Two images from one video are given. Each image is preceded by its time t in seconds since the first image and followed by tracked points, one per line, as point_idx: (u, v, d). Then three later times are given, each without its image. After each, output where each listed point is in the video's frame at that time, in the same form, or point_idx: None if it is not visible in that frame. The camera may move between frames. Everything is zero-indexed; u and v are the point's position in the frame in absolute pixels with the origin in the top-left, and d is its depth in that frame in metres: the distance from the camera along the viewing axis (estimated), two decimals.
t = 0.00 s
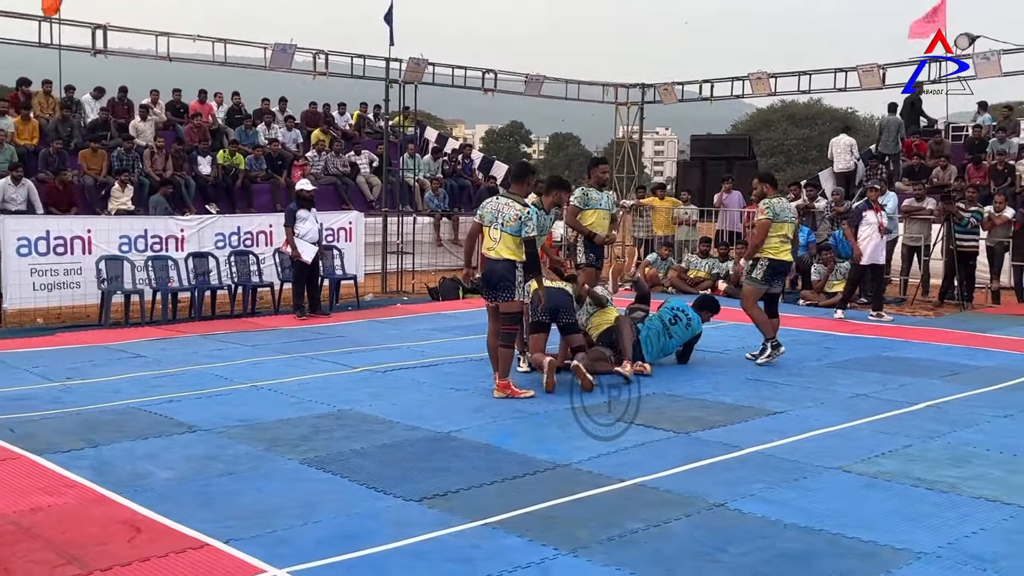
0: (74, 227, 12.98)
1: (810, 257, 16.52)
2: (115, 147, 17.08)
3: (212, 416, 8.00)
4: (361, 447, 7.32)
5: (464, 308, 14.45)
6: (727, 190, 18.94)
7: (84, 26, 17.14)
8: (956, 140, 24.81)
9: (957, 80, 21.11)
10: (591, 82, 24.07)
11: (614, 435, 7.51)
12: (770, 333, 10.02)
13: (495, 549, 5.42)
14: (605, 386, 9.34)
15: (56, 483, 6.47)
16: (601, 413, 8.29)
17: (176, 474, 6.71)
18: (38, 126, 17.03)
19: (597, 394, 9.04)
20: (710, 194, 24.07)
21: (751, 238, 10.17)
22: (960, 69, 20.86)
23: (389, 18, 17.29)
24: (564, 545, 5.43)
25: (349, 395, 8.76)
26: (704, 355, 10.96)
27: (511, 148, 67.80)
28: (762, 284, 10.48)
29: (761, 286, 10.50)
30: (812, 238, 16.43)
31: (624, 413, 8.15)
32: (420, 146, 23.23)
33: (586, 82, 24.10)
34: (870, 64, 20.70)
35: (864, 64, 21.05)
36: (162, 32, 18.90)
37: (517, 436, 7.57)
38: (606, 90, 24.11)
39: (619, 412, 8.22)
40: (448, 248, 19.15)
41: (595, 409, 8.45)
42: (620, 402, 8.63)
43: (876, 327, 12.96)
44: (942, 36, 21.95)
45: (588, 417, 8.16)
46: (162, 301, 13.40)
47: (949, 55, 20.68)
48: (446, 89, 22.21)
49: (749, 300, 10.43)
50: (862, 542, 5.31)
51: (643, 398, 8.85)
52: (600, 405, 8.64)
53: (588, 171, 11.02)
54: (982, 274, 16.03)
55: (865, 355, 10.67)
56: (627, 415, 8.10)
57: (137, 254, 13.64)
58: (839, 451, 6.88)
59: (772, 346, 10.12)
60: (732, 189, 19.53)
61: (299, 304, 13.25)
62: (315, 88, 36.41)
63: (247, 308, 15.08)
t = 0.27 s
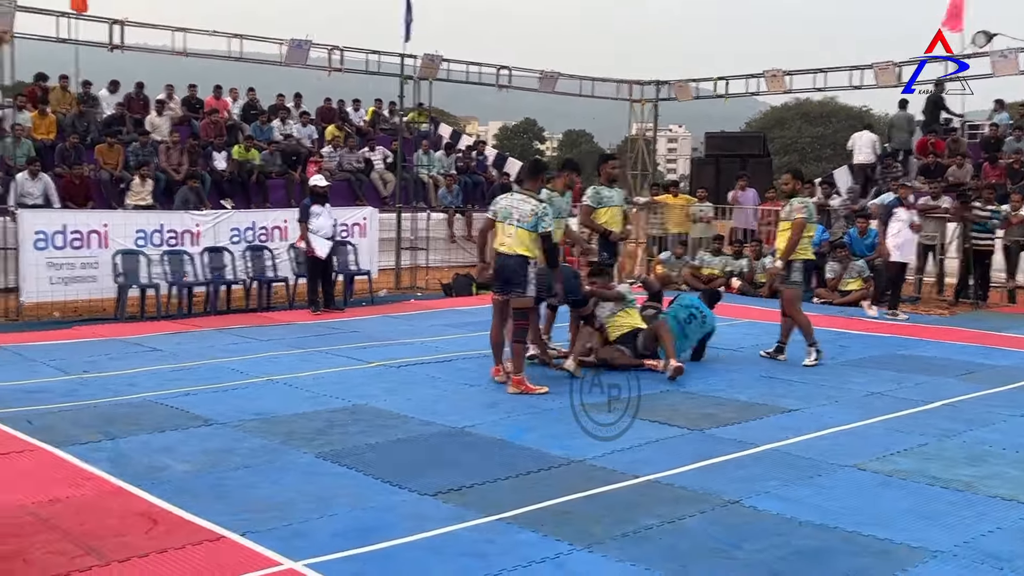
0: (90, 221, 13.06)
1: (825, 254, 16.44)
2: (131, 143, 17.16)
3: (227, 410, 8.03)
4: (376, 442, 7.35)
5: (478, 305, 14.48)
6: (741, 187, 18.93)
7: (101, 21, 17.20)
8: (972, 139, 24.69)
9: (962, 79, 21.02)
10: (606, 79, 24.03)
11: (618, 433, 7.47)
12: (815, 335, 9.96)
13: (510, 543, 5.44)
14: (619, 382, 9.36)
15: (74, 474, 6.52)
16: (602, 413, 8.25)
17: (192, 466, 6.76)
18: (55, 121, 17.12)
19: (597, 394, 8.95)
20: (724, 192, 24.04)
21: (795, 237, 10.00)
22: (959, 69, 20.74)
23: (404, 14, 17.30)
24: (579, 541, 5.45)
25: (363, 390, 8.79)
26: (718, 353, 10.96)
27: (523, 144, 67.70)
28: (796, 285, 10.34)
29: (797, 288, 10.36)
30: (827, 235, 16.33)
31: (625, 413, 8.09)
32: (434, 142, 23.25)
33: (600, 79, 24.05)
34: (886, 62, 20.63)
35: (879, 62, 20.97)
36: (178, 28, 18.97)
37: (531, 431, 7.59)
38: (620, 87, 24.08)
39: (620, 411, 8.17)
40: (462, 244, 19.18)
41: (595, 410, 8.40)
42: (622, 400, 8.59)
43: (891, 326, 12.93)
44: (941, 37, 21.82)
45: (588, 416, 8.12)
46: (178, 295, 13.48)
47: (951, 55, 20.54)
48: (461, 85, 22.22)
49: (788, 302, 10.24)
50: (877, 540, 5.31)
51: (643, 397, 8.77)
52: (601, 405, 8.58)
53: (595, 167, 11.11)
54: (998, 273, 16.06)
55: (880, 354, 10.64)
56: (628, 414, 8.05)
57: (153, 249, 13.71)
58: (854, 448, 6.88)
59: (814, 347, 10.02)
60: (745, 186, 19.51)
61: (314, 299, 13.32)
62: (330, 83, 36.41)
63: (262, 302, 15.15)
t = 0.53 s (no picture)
0: (108, 216, 13.12)
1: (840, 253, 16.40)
2: (148, 137, 17.20)
3: (243, 404, 8.05)
4: (392, 437, 7.35)
5: (493, 301, 14.46)
6: (758, 185, 18.84)
7: (119, 16, 17.24)
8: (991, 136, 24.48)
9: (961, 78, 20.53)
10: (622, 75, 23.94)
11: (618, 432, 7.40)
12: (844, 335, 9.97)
13: (526, 539, 5.44)
14: (635, 379, 9.34)
15: (92, 467, 6.55)
16: (601, 412, 8.14)
17: (209, 460, 6.78)
18: (73, 116, 17.18)
19: (596, 392, 8.78)
20: (741, 189, 23.94)
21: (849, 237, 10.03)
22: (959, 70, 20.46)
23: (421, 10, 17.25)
24: (595, 537, 5.44)
25: (379, 385, 8.80)
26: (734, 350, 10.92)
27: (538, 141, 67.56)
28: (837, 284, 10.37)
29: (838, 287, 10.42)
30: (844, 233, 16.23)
31: (624, 413, 7.98)
32: (450, 138, 23.23)
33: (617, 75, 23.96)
34: (905, 59, 20.49)
35: (898, 59, 20.83)
36: (196, 23, 18.99)
37: (547, 427, 7.58)
38: (636, 84, 23.98)
39: (620, 411, 8.06)
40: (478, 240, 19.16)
41: (593, 408, 8.28)
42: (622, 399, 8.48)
43: (910, 324, 12.85)
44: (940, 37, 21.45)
45: (585, 415, 8.00)
46: (194, 290, 13.55)
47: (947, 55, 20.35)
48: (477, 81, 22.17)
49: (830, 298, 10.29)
50: (895, 539, 5.28)
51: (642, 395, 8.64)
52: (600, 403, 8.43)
53: (603, 166, 10.88)
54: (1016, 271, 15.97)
55: (898, 353, 10.58)
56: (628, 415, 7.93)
57: (170, 243, 13.75)
58: (871, 448, 6.85)
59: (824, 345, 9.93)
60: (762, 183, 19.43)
61: (330, 295, 13.37)
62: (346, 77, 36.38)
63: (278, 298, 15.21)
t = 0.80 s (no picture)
0: (124, 211, 13.17)
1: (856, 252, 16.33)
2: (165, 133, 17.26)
3: (258, 400, 8.08)
4: (406, 433, 7.36)
5: (508, 298, 14.46)
6: (774, 183, 18.76)
7: (136, 12, 17.29)
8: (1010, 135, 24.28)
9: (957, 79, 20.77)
10: (638, 72, 23.86)
11: (620, 432, 7.34)
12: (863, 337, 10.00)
13: (541, 537, 5.44)
14: (649, 377, 9.33)
15: (108, 462, 6.59)
16: (602, 412, 8.06)
17: (224, 455, 6.80)
18: (90, 111, 17.26)
19: (596, 393, 8.65)
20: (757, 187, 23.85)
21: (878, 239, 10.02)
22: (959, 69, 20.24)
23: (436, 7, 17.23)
24: (609, 536, 5.44)
25: (393, 381, 8.81)
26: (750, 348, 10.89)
27: (552, 138, 67.48)
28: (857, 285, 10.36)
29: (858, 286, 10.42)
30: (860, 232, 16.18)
31: (625, 413, 7.91)
32: (465, 134, 23.21)
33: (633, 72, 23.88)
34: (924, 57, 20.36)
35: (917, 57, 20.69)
36: (213, 19, 19.04)
37: (561, 425, 7.57)
38: (653, 81, 23.89)
39: (620, 411, 7.99)
40: (493, 237, 19.15)
41: (594, 408, 8.19)
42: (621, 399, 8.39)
43: (928, 324, 12.78)
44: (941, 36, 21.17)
45: (586, 415, 7.92)
46: (210, 285, 13.60)
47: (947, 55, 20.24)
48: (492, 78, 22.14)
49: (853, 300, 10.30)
50: (911, 540, 5.25)
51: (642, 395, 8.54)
52: (600, 404, 8.32)
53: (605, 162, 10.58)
54: None
55: (915, 352, 10.52)
56: (629, 415, 7.86)
57: (186, 239, 13.80)
58: (888, 448, 6.82)
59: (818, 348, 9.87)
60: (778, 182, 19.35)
61: (345, 291, 13.41)
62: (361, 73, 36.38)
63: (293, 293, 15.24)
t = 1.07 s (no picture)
0: (142, 206, 13.22)
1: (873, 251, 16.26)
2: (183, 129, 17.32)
3: (276, 396, 8.11)
4: (423, 430, 7.38)
5: (524, 296, 14.46)
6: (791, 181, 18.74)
7: (155, 8, 17.34)
8: None
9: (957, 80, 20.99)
10: (655, 70, 23.80)
11: (620, 432, 7.33)
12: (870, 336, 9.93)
13: (559, 536, 5.44)
14: (666, 375, 9.31)
15: (127, 456, 6.62)
16: (602, 412, 8.04)
17: (242, 451, 6.83)
18: (108, 107, 17.35)
19: (596, 393, 8.61)
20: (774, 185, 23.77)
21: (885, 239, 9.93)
22: (959, 68, 20.31)
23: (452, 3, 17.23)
24: (627, 535, 5.43)
25: (409, 378, 8.83)
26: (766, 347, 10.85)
27: (566, 134, 67.42)
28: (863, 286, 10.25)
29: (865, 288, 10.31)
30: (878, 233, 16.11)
31: (626, 413, 7.89)
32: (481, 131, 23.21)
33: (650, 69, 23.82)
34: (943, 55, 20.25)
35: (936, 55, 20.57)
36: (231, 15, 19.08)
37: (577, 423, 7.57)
38: (669, 78, 23.83)
39: (621, 411, 7.97)
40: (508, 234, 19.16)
41: (594, 408, 8.17)
42: (621, 398, 8.36)
43: (948, 324, 12.71)
44: (942, 37, 21.21)
45: (587, 415, 7.90)
46: (227, 281, 13.65)
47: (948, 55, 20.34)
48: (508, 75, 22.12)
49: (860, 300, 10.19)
50: (931, 541, 5.23)
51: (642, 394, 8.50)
52: (600, 404, 8.28)
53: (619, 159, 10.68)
54: None
55: (933, 352, 10.46)
56: (629, 415, 7.83)
57: (203, 234, 13.84)
58: (907, 448, 6.79)
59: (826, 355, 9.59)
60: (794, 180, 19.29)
61: (361, 288, 13.46)
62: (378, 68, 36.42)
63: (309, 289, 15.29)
